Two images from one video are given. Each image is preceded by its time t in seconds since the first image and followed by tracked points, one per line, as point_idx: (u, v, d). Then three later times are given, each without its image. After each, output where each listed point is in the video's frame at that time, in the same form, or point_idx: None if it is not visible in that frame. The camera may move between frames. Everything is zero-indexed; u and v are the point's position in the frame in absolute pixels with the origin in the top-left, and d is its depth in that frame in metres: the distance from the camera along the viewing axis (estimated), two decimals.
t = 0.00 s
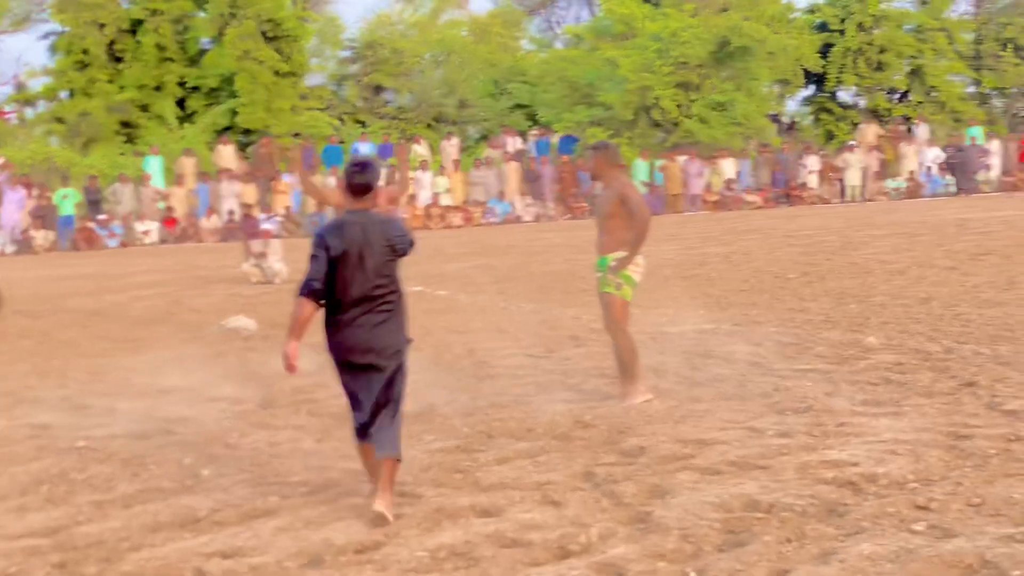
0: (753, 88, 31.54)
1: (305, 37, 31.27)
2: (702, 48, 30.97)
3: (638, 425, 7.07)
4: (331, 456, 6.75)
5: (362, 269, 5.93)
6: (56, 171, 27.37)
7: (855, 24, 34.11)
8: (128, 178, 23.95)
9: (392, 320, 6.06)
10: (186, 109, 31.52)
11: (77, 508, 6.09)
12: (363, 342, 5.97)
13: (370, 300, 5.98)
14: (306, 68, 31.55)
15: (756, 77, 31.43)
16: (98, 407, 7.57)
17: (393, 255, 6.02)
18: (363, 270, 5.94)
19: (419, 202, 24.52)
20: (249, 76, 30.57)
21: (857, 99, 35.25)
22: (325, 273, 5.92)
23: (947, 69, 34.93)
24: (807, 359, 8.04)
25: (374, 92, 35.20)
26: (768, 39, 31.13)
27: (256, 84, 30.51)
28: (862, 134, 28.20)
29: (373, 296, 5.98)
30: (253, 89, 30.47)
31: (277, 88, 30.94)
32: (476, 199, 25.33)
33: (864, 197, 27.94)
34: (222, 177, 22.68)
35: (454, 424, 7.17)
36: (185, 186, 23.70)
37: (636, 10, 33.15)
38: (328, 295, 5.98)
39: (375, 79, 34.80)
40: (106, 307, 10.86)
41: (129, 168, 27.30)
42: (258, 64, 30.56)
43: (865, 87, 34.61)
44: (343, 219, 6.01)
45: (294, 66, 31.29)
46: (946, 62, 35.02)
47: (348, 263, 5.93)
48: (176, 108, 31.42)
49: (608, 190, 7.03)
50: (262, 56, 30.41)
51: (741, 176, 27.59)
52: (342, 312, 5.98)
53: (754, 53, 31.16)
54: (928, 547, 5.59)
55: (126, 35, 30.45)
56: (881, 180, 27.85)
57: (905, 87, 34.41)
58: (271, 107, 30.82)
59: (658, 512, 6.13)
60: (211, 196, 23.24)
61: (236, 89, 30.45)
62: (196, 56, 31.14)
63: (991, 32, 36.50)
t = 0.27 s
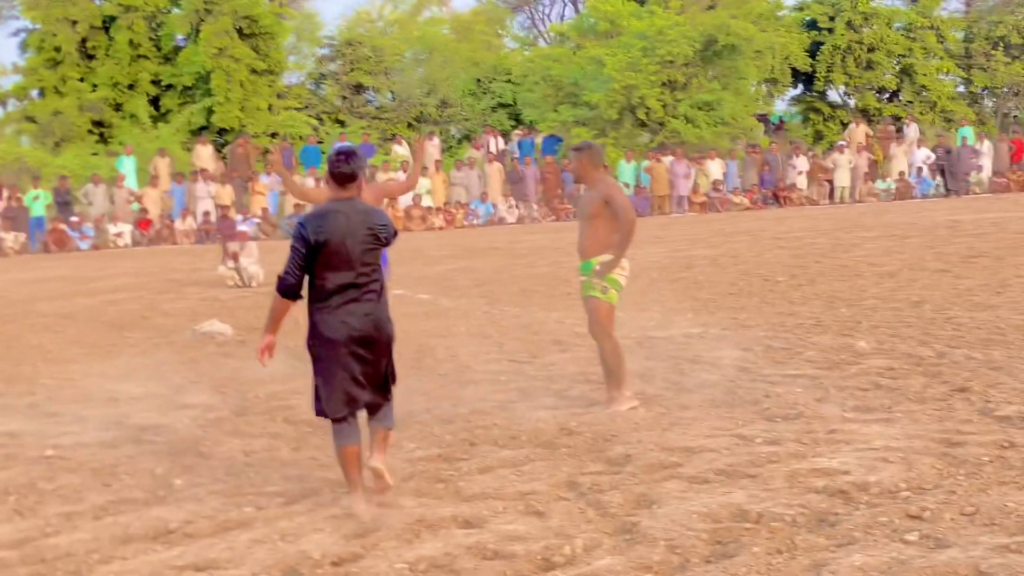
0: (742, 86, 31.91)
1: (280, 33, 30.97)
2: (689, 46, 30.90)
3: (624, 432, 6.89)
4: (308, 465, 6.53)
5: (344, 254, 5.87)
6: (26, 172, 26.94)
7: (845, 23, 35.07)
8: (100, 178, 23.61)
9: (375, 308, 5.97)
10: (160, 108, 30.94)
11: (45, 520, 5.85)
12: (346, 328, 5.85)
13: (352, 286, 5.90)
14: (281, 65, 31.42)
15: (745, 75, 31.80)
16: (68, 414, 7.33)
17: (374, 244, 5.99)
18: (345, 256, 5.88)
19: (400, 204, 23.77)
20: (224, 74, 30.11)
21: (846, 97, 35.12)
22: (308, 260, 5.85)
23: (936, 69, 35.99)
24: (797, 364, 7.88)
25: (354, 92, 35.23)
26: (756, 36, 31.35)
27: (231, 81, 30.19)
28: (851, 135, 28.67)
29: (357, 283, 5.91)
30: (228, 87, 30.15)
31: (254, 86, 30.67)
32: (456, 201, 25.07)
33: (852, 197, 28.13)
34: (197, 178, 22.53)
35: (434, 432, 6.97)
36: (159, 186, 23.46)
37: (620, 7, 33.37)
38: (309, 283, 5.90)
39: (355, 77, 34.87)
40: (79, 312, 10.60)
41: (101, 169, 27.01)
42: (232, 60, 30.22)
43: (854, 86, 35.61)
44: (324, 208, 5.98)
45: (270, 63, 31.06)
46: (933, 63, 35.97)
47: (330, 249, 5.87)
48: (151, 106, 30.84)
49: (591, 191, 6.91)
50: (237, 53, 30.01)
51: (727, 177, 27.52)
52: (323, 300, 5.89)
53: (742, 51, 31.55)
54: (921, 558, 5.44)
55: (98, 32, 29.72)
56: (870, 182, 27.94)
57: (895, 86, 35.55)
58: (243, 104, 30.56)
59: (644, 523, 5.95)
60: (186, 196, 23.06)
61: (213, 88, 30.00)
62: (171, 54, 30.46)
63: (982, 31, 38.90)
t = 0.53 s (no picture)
0: (721, 89, 32.58)
1: (261, 37, 30.99)
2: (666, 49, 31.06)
3: (601, 436, 6.84)
4: (281, 469, 6.45)
5: (330, 268, 5.91)
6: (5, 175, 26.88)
7: (824, 25, 36.69)
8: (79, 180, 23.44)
9: (359, 319, 6.06)
10: (139, 110, 31.15)
11: (15, 527, 5.76)
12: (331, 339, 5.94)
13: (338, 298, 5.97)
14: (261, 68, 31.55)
15: (724, 77, 32.37)
16: (39, 419, 7.24)
17: (361, 256, 6.03)
18: (332, 269, 5.93)
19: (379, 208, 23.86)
20: (204, 77, 30.12)
21: (825, 100, 35.44)
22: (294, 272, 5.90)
23: (917, 69, 37.48)
24: (775, 367, 7.84)
25: (335, 95, 35.43)
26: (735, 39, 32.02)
27: (211, 84, 30.17)
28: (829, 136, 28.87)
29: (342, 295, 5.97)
30: (209, 90, 30.13)
31: (232, 88, 30.86)
32: (435, 204, 25.07)
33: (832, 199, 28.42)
34: (175, 180, 22.26)
35: (409, 436, 6.91)
36: (138, 190, 23.24)
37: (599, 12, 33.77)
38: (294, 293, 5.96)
39: (333, 79, 34.95)
40: (54, 316, 10.52)
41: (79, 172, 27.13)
42: (213, 65, 30.20)
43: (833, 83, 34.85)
44: (312, 219, 6.00)
45: (249, 66, 31.23)
46: (916, 64, 37.60)
47: (316, 262, 5.92)
48: (130, 109, 31.05)
49: (566, 192, 6.86)
50: (216, 56, 29.96)
51: (708, 178, 27.61)
52: (308, 311, 5.96)
53: (721, 53, 32.08)
54: (898, 565, 5.40)
55: (78, 35, 29.98)
56: (850, 185, 28.23)
57: (875, 87, 37.14)
58: (224, 108, 30.66)
59: (620, 528, 5.91)
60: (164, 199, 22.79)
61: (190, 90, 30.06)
62: (149, 56, 30.55)
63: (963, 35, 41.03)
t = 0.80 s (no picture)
0: (704, 94, 31.98)
1: (245, 42, 30.20)
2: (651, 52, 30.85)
3: (576, 443, 6.79)
4: (253, 475, 6.40)
5: (316, 261, 5.97)
6: None
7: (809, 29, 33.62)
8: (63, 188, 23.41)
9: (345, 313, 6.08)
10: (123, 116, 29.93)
11: None
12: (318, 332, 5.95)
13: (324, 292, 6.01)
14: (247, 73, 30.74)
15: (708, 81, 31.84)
16: (13, 425, 7.22)
17: (345, 251, 6.10)
18: (317, 262, 5.99)
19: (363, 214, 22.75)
20: (189, 82, 29.30)
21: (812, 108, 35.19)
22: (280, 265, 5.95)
23: (901, 74, 34.68)
24: (755, 373, 7.77)
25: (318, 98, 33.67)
26: (719, 42, 31.55)
27: (197, 90, 29.35)
28: (816, 140, 27.91)
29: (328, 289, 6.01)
30: (194, 95, 29.32)
31: (215, 93, 29.82)
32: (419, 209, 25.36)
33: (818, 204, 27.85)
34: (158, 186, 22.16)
35: (384, 442, 6.86)
36: (121, 195, 23.06)
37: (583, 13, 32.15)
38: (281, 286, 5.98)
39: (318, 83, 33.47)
40: (35, 321, 10.52)
41: (64, 177, 27.24)
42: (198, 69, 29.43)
43: (820, 93, 34.21)
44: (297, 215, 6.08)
45: (235, 71, 30.39)
46: (899, 67, 34.65)
47: (303, 256, 5.97)
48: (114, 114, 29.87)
49: (542, 198, 6.83)
50: (202, 62, 29.20)
51: (691, 183, 27.30)
52: (294, 305, 5.97)
53: (705, 58, 31.62)
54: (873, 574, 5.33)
55: (62, 40, 28.95)
56: (834, 188, 27.70)
57: (861, 92, 34.26)
58: (208, 113, 29.75)
59: (592, 536, 5.84)
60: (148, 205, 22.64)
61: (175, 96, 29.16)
62: (134, 61, 29.55)
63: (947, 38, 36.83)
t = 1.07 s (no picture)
0: (680, 93, 32.89)
1: (218, 41, 30.46)
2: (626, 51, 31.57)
3: (542, 445, 6.73)
4: (214, 479, 6.33)
5: (283, 266, 6.16)
6: None
7: (785, 28, 35.89)
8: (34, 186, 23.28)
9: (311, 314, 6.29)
10: (96, 115, 30.38)
11: None
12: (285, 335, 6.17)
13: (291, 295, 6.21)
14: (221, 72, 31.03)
15: (683, 82, 32.83)
16: None
17: (310, 254, 6.31)
18: (284, 267, 6.16)
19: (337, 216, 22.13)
20: (162, 81, 29.63)
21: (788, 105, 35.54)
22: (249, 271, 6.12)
23: (878, 75, 36.59)
24: (724, 374, 7.71)
25: (292, 98, 33.87)
26: (693, 43, 32.48)
27: (169, 89, 29.71)
28: (794, 141, 28.72)
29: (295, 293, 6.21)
30: (166, 94, 29.68)
31: (189, 93, 30.19)
32: (392, 208, 24.95)
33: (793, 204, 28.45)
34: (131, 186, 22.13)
35: (348, 445, 6.80)
36: (93, 194, 23.09)
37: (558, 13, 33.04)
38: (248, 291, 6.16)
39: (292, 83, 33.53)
40: (4, 322, 10.46)
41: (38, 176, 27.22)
42: (172, 68, 29.81)
43: (796, 92, 36.30)
44: (261, 221, 6.24)
45: (208, 71, 30.70)
46: (876, 69, 36.56)
47: (270, 260, 6.14)
48: (87, 113, 30.31)
49: (506, 198, 6.90)
50: (175, 60, 29.53)
51: (668, 183, 27.60)
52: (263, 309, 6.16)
53: (681, 57, 32.42)
54: None
55: (34, 39, 29.33)
56: (810, 189, 28.27)
57: (837, 92, 36.29)
58: (181, 112, 30.00)
59: (555, 541, 5.76)
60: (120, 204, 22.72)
61: (149, 94, 29.55)
62: (107, 60, 30.00)
63: (923, 38, 39.37)
